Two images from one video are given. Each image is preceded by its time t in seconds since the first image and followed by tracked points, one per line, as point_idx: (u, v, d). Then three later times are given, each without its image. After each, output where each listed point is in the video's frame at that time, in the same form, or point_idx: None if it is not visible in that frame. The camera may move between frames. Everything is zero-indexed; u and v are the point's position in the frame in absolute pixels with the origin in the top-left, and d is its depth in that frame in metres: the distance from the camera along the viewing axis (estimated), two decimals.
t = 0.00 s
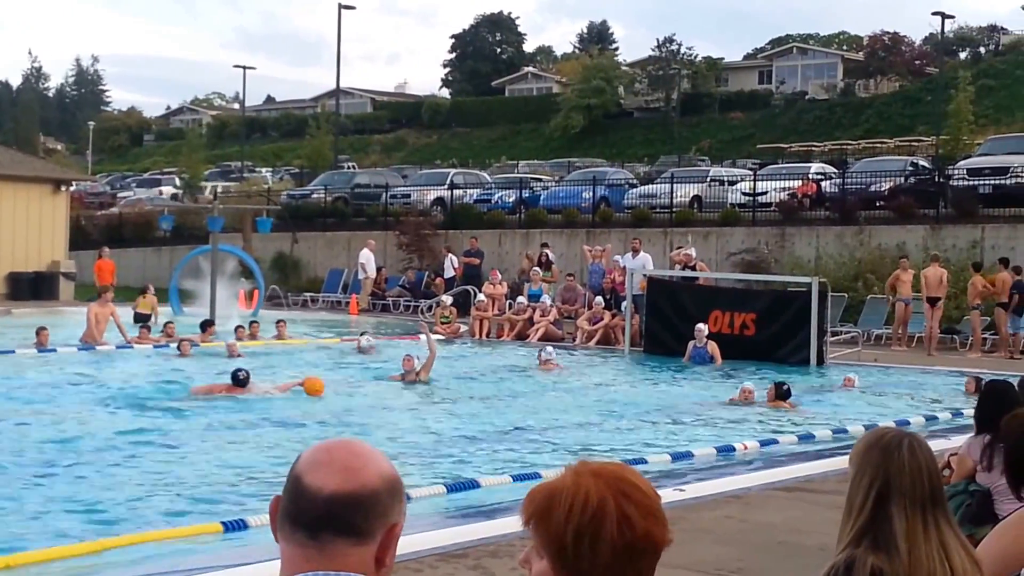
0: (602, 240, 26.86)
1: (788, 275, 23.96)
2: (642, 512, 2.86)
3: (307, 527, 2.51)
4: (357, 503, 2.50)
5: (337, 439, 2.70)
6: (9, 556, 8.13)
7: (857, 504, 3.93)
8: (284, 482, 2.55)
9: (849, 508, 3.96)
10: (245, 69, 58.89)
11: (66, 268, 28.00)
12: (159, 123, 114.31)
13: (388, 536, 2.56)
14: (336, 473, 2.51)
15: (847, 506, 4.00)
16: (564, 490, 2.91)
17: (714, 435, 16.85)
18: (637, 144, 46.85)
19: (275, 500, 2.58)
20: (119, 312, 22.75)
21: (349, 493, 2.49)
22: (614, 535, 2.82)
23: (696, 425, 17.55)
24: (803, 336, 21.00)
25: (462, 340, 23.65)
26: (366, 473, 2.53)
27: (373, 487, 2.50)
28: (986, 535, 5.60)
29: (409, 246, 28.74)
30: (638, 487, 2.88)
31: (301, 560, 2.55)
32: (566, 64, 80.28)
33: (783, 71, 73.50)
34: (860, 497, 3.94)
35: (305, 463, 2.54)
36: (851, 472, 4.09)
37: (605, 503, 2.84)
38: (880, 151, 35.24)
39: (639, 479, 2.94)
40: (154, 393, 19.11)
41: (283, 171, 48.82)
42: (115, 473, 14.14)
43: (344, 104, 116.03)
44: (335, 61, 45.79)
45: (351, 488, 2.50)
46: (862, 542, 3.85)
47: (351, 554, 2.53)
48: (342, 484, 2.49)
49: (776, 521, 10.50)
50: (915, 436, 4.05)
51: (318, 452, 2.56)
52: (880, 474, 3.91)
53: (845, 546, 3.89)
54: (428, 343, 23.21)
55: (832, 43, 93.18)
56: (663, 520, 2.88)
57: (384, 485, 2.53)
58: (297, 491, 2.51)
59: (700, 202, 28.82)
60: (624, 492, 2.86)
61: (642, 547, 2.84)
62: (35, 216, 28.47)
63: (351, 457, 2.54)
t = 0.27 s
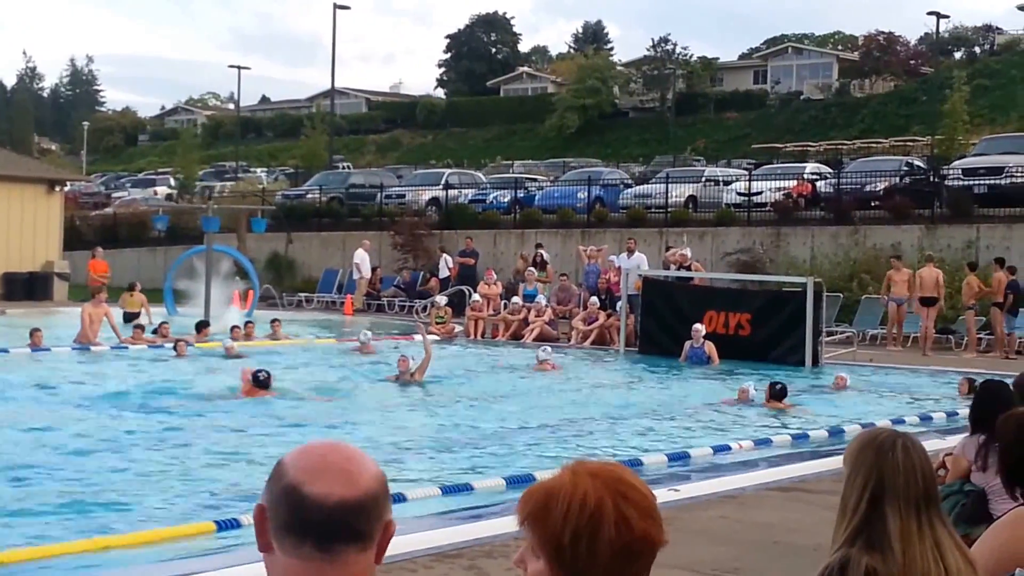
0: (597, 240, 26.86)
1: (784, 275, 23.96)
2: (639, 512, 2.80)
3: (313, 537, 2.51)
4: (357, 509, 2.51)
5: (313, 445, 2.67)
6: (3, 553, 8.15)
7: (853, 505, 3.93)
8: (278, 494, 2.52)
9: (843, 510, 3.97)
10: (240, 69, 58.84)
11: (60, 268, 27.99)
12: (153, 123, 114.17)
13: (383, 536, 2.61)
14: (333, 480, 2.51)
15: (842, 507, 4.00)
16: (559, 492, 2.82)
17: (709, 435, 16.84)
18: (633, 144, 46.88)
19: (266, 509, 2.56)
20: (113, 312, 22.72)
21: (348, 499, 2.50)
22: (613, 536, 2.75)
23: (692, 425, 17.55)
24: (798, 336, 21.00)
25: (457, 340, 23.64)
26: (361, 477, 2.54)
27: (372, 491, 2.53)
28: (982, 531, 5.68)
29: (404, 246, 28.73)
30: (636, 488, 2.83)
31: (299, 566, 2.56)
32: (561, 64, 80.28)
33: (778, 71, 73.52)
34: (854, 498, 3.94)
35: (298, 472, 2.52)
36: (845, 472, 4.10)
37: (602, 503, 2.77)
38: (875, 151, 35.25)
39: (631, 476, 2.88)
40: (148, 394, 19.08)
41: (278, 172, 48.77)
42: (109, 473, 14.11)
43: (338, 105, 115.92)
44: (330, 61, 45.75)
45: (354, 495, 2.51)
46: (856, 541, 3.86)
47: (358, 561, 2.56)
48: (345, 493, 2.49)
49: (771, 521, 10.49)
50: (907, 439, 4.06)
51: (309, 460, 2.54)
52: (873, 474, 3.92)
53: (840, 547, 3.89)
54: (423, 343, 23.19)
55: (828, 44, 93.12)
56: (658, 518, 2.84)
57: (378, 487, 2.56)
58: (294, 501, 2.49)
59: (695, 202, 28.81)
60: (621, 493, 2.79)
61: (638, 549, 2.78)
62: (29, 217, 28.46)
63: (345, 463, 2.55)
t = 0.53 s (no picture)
0: (592, 241, 26.87)
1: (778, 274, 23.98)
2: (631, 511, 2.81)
3: (299, 538, 2.52)
4: (342, 509, 2.53)
5: (291, 446, 2.68)
6: None
7: (845, 505, 3.92)
8: (262, 496, 2.52)
9: (837, 509, 3.96)
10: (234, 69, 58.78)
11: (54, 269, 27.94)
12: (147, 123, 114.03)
13: (365, 535, 2.63)
14: (318, 480, 2.52)
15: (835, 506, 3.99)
16: (549, 492, 2.83)
17: (704, 435, 16.85)
18: (627, 144, 46.91)
19: (248, 512, 2.56)
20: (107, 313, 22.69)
21: (334, 499, 2.51)
22: (605, 536, 2.76)
23: (688, 425, 17.56)
24: (793, 335, 21.01)
25: (451, 340, 23.64)
26: (343, 477, 2.55)
27: (355, 491, 2.54)
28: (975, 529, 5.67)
29: (399, 247, 28.74)
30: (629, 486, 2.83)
31: (283, 567, 2.57)
32: (555, 63, 80.29)
33: (772, 71, 73.60)
34: (846, 498, 3.93)
35: (281, 473, 2.52)
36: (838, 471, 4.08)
37: (594, 503, 2.78)
38: (869, 151, 35.28)
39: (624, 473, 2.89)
40: (143, 394, 19.06)
41: (272, 172, 48.75)
42: (104, 473, 14.10)
43: (332, 105, 115.79)
44: (324, 62, 45.72)
45: (339, 495, 2.53)
46: (850, 541, 3.85)
47: (342, 560, 2.58)
48: (331, 494, 2.51)
49: (765, 521, 10.50)
50: (901, 438, 4.04)
51: (291, 461, 2.55)
52: (866, 475, 3.90)
53: (833, 548, 3.89)
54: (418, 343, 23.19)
55: (822, 44, 93.22)
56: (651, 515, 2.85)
57: (360, 486, 2.58)
58: (278, 502, 2.50)
59: (690, 202, 28.83)
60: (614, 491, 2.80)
61: (629, 548, 2.78)
62: (22, 217, 28.32)
63: (326, 463, 2.56)
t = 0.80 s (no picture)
0: (586, 241, 26.89)
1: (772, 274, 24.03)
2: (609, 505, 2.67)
3: (266, 540, 2.50)
4: (308, 508, 2.51)
5: (258, 453, 2.68)
6: None
7: (838, 506, 3.92)
8: (227, 502, 2.51)
9: (830, 508, 3.96)
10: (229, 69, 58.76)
11: (49, 270, 27.95)
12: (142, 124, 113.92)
13: (335, 535, 2.61)
14: (282, 480, 2.51)
15: (829, 505, 3.99)
16: (522, 504, 2.73)
17: (699, 434, 16.87)
18: (622, 144, 46.96)
19: (215, 519, 2.55)
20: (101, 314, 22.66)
21: (299, 498, 2.50)
22: (567, 531, 2.65)
23: (683, 425, 17.58)
24: (787, 335, 21.03)
25: (446, 340, 23.66)
26: (307, 477, 2.54)
27: (320, 490, 2.53)
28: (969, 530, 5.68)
29: (394, 247, 28.76)
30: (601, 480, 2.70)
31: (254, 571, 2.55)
32: (549, 63, 80.40)
33: (767, 72, 73.69)
34: (840, 498, 3.92)
35: (246, 478, 2.51)
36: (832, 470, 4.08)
37: (564, 499, 2.68)
38: (863, 151, 35.37)
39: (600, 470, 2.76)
40: (138, 394, 19.06)
41: (267, 172, 48.76)
42: (98, 474, 14.09)
43: (327, 105, 115.73)
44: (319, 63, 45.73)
45: (303, 496, 2.51)
46: (843, 541, 3.86)
47: (312, 560, 2.56)
48: (294, 494, 2.49)
49: (760, 521, 10.51)
50: (895, 436, 4.03)
51: (255, 466, 2.54)
52: (860, 475, 3.89)
53: (827, 547, 3.88)
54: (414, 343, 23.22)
55: (817, 44, 93.31)
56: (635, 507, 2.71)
57: (326, 485, 2.57)
58: (242, 506, 2.49)
59: (684, 202, 28.91)
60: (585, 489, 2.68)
61: (607, 545, 2.64)
62: (16, 218, 28.35)
63: (290, 465, 2.55)
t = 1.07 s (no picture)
0: (581, 241, 26.92)
1: (767, 274, 24.06)
2: (582, 509, 2.82)
3: (267, 540, 2.52)
4: (310, 508, 2.53)
5: (260, 452, 2.70)
6: None
7: (831, 507, 3.87)
8: (228, 501, 2.53)
9: (824, 510, 3.91)
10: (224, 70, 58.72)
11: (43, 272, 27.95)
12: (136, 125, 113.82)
13: (336, 536, 2.63)
14: (284, 480, 2.54)
15: (822, 507, 3.94)
16: (524, 497, 2.95)
17: (694, 435, 16.90)
18: (617, 144, 47.05)
19: (217, 517, 2.57)
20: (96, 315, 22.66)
21: (301, 499, 2.52)
22: (542, 525, 2.85)
23: (678, 425, 17.60)
24: (782, 336, 21.06)
25: (441, 341, 23.68)
26: (310, 478, 2.57)
27: (322, 491, 2.56)
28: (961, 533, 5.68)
29: (388, 248, 28.79)
30: (584, 482, 2.85)
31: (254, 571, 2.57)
32: (544, 63, 80.41)
33: (761, 72, 73.72)
34: (833, 500, 3.88)
35: (248, 477, 2.54)
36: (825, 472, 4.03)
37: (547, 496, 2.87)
38: (857, 152, 35.41)
39: (601, 476, 2.89)
40: (133, 395, 19.07)
41: (262, 173, 48.75)
42: (93, 475, 14.09)
43: (322, 106, 115.67)
44: (314, 64, 45.74)
45: (304, 497, 2.53)
46: (835, 543, 3.81)
47: (313, 562, 2.57)
48: (295, 496, 2.51)
49: (754, 521, 10.53)
50: (887, 437, 3.99)
51: (257, 466, 2.56)
52: (852, 475, 3.85)
53: (820, 549, 3.84)
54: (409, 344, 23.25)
55: (811, 45, 93.48)
56: (616, 516, 2.81)
57: (328, 487, 2.58)
58: (245, 505, 2.51)
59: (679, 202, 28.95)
60: (563, 488, 2.85)
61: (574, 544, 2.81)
62: (11, 219, 28.33)
63: (293, 466, 2.57)
